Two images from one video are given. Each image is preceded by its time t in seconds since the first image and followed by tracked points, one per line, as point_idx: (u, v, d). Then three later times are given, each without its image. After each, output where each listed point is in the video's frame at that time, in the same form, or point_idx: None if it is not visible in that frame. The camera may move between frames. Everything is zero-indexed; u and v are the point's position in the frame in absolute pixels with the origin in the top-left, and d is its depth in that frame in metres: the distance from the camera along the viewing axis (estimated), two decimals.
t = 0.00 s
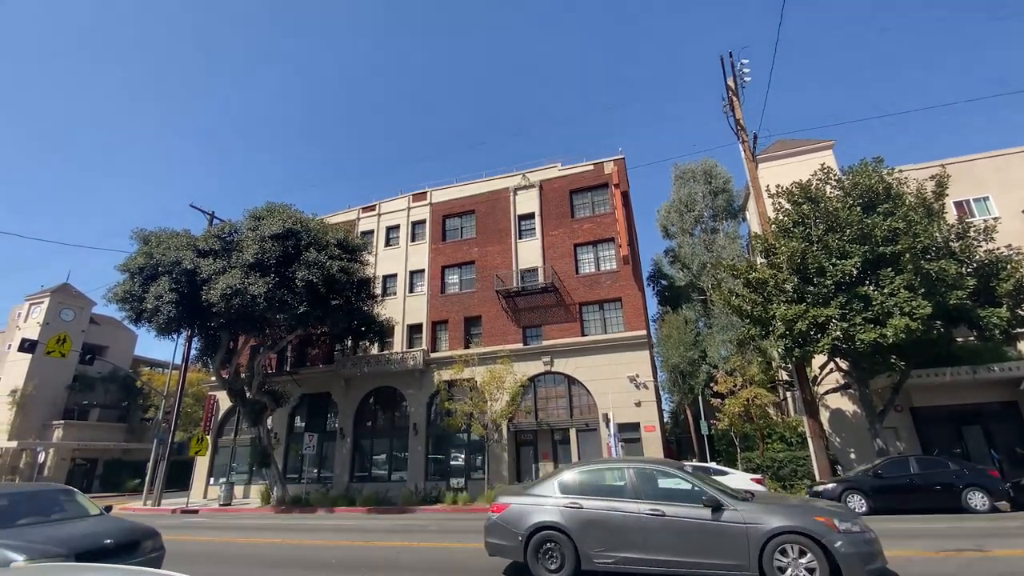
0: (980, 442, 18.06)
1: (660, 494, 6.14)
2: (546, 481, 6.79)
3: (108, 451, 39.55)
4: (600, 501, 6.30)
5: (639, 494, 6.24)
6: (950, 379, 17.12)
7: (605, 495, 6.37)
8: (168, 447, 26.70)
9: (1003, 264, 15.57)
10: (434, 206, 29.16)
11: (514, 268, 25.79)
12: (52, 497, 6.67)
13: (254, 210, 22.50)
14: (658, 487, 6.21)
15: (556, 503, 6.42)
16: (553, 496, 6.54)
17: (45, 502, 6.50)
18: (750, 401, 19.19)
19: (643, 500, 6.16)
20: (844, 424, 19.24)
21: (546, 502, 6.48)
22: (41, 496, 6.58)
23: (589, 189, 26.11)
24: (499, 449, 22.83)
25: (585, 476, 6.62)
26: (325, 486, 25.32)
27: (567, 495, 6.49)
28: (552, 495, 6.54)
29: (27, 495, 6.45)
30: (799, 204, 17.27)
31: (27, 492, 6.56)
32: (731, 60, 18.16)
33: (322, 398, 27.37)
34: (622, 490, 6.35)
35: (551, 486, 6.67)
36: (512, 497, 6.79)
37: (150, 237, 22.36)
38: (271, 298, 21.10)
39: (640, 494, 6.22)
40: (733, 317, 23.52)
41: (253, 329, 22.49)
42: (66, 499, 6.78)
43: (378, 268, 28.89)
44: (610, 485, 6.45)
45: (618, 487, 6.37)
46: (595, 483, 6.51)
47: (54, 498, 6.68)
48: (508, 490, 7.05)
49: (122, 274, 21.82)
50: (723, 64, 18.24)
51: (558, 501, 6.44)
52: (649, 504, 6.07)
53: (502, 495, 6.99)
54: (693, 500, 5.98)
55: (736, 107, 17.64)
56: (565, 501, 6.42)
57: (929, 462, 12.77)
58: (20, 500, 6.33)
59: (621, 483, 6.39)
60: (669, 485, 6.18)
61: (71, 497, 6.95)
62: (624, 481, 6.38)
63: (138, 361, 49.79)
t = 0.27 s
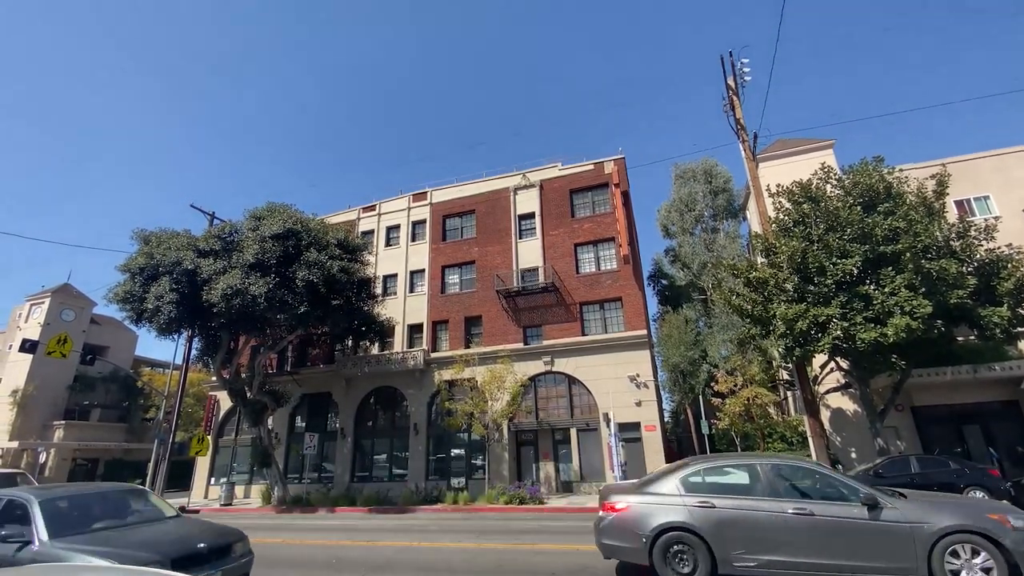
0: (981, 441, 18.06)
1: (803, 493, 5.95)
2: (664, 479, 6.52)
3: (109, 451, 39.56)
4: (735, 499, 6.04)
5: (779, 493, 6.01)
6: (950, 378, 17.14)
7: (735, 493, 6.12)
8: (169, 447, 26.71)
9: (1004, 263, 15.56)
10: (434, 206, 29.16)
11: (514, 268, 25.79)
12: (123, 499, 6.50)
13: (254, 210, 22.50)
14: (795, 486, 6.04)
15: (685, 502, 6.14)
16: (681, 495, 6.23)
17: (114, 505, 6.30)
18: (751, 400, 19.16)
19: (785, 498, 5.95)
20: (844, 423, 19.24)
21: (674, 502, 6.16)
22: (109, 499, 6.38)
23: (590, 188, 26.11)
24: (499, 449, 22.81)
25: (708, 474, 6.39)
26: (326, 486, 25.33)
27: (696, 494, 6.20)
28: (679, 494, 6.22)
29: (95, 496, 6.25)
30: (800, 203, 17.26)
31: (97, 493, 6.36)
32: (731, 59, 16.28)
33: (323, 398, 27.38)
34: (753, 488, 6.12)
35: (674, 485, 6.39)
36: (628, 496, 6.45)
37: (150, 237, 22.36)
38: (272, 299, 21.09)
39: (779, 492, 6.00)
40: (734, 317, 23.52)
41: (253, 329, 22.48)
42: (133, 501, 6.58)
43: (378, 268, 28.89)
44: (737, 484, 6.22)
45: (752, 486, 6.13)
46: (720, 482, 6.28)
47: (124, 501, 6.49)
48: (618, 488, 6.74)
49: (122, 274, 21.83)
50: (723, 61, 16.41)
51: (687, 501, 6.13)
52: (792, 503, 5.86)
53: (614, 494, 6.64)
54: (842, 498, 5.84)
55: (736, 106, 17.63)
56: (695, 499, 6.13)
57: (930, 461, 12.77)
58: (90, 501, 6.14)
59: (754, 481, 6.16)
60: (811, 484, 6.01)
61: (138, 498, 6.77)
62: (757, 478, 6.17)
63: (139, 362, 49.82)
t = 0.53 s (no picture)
0: (982, 440, 18.05)
1: (954, 488, 5.56)
2: (791, 476, 6.14)
3: (109, 451, 39.57)
4: (881, 497, 5.61)
5: (927, 488, 5.62)
6: (951, 378, 17.14)
7: (877, 489, 5.72)
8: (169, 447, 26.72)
9: (1005, 262, 15.54)
10: (435, 206, 29.15)
11: (514, 268, 25.79)
12: (209, 496, 5.95)
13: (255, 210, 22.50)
14: (947, 480, 5.62)
15: (823, 499, 5.73)
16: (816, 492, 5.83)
17: (201, 503, 5.73)
18: (752, 399, 19.15)
19: (936, 494, 5.56)
20: (845, 423, 19.23)
21: (811, 501, 5.75)
22: (195, 496, 5.81)
23: (590, 188, 26.09)
24: (500, 448, 22.80)
25: (843, 469, 5.98)
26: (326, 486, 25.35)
27: (835, 491, 5.80)
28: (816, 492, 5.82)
29: (180, 493, 5.69)
30: (800, 202, 17.25)
31: (182, 490, 5.81)
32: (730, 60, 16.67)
33: (324, 397, 27.40)
34: (896, 483, 5.73)
35: (804, 483, 6.00)
36: (753, 494, 6.07)
37: (151, 237, 22.35)
38: (272, 299, 21.08)
39: (927, 487, 5.61)
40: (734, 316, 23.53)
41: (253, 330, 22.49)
42: (219, 498, 6.01)
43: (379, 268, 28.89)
44: (876, 480, 5.81)
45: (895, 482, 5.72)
46: (856, 478, 5.88)
47: (210, 499, 5.91)
48: (737, 486, 6.37)
49: (123, 274, 21.84)
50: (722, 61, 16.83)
51: (827, 499, 5.72)
52: (949, 500, 5.44)
53: (733, 492, 6.28)
54: (999, 492, 5.45)
55: (736, 105, 17.61)
56: (834, 497, 5.71)
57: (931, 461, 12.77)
58: (175, 499, 5.58)
59: (897, 475, 5.77)
60: (962, 479, 5.62)
61: (224, 494, 6.21)
62: (903, 474, 5.77)
63: (140, 362, 49.83)
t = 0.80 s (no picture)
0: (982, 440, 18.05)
1: None
2: (924, 473, 5.92)
3: (110, 451, 39.62)
4: None
5: None
6: (951, 377, 17.15)
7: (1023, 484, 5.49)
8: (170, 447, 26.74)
9: (1005, 261, 15.51)
10: (435, 206, 29.14)
11: (515, 268, 25.79)
12: (311, 497, 5.38)
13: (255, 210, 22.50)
14: None
15: (969, 496, 5.49)
16: (956, 489, 5.62)
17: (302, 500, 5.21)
18: (752, 399, 19.14)
19: None
20: (845, 422, 19.23)
21: (951, 498, 5.53)
22: (299, 497, 5.24)
23: (591, 187, 26.09)
24: (500, 448, 22.80)
25: (983, 463, 5.75)
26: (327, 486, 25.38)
27: (976, 487, 5.57)
28: (955, 489, 5.61)
29: (282, 492, 5.11)
30: (800, 202, 17.24)
31: (283, 491, 5.24)
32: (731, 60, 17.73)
33: (324, 397, 27.42)
34: None
35: (944, 479, 5.76)
36: (885, 491, 5.88)
37: (151, 237, 22.35)
38: (273, 299, 21.10)
39: None
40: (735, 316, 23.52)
41: (254, 330, 22.51)
42: (316, 495, 5.48)
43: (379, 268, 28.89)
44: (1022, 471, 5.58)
45: None
46: (998, 472, 5.64)
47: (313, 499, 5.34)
48: (861, 484, 6.17)
49: (124, 275, 21.85)
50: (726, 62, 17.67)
51: (970, 495, 5.49)
52: None
53: (860, 490, 6.08)
54: None
55: (737, 105, 17.61)
56: (980, 495, 5.47)
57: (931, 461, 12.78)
58: (280, 498, 5.03)
59: None
60: None
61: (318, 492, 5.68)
62: None
63: (140, 362, 49.83)
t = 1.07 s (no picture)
0: (983, 439, 18.04)
1: None
2: None
3: (112, 451, 39.69)
4: None
5: None
6: (952, 376, 17.14)
7: None
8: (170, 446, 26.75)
9: (1006, 260, 15.49)
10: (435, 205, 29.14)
11: (515, 267, 25.79)
12: (429, 497, 4.77)
13: (256, 210, 22.51)
14: None
15: None
16: None
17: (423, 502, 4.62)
18: (753, 398, 19.15)
19: None
20: (845, 421, 19.24)
21: None
22: (420, 499, 4.65)
23: (591, 187, 26.08)
24: (501, 448, 22.83)
25: None
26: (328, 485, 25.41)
27: None
28: None
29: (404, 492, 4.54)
30: (801, 201, 17.24)
31: (404, 491, 4.62)
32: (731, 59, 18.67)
33: (325, 397, 27.44)
34: None
35: None
36: (1013, 486, 5.38)
37: (152, 237, 22.36)
38: (273, 299, 21.13)
39: None
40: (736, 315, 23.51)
41: (254, 330, 22.54)
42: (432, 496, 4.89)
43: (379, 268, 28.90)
44: None
45: None
46: None
47: (435, 502, 4.73)
48: (985, 480, 5.69)
49: (124, 275, 21.87)
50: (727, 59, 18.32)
51: None
52: None
53: (985, 486, 5.59)
54: None
55: (737, 104, 17.60)
56: None
57: (931, 459, 12.80)
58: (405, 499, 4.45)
59: None
60: None
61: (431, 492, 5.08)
62: None
63: (141, 362, 49.85)
